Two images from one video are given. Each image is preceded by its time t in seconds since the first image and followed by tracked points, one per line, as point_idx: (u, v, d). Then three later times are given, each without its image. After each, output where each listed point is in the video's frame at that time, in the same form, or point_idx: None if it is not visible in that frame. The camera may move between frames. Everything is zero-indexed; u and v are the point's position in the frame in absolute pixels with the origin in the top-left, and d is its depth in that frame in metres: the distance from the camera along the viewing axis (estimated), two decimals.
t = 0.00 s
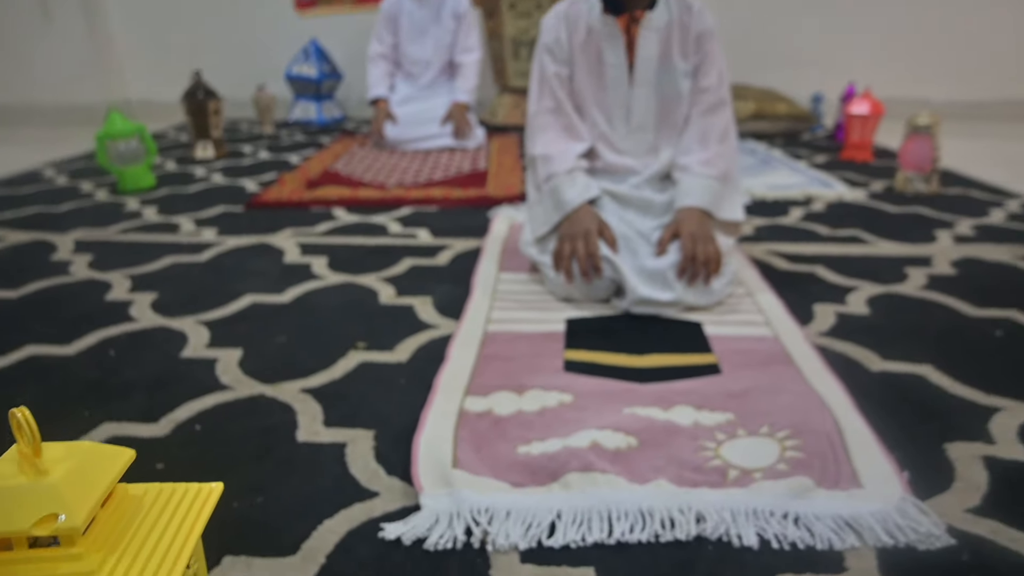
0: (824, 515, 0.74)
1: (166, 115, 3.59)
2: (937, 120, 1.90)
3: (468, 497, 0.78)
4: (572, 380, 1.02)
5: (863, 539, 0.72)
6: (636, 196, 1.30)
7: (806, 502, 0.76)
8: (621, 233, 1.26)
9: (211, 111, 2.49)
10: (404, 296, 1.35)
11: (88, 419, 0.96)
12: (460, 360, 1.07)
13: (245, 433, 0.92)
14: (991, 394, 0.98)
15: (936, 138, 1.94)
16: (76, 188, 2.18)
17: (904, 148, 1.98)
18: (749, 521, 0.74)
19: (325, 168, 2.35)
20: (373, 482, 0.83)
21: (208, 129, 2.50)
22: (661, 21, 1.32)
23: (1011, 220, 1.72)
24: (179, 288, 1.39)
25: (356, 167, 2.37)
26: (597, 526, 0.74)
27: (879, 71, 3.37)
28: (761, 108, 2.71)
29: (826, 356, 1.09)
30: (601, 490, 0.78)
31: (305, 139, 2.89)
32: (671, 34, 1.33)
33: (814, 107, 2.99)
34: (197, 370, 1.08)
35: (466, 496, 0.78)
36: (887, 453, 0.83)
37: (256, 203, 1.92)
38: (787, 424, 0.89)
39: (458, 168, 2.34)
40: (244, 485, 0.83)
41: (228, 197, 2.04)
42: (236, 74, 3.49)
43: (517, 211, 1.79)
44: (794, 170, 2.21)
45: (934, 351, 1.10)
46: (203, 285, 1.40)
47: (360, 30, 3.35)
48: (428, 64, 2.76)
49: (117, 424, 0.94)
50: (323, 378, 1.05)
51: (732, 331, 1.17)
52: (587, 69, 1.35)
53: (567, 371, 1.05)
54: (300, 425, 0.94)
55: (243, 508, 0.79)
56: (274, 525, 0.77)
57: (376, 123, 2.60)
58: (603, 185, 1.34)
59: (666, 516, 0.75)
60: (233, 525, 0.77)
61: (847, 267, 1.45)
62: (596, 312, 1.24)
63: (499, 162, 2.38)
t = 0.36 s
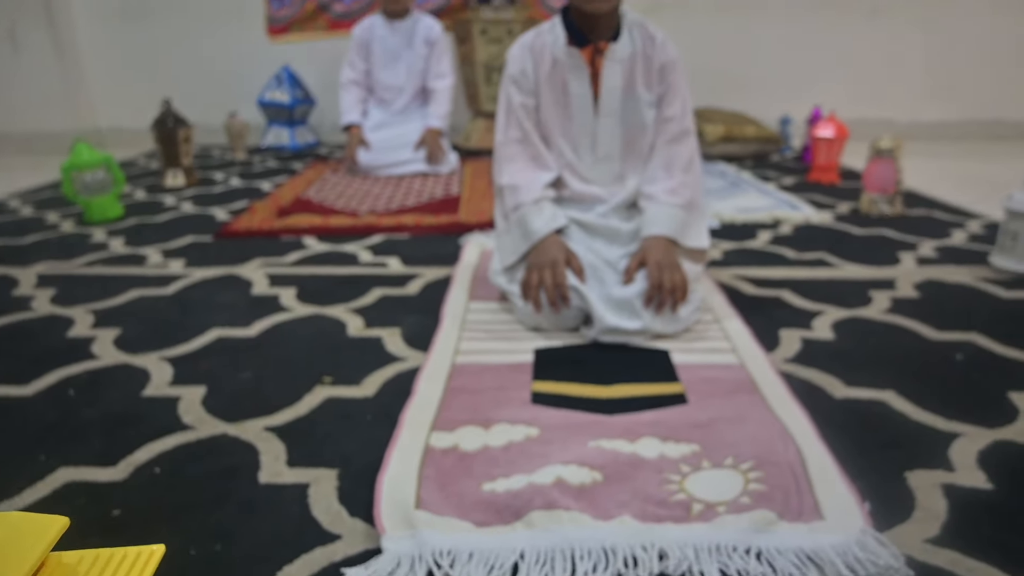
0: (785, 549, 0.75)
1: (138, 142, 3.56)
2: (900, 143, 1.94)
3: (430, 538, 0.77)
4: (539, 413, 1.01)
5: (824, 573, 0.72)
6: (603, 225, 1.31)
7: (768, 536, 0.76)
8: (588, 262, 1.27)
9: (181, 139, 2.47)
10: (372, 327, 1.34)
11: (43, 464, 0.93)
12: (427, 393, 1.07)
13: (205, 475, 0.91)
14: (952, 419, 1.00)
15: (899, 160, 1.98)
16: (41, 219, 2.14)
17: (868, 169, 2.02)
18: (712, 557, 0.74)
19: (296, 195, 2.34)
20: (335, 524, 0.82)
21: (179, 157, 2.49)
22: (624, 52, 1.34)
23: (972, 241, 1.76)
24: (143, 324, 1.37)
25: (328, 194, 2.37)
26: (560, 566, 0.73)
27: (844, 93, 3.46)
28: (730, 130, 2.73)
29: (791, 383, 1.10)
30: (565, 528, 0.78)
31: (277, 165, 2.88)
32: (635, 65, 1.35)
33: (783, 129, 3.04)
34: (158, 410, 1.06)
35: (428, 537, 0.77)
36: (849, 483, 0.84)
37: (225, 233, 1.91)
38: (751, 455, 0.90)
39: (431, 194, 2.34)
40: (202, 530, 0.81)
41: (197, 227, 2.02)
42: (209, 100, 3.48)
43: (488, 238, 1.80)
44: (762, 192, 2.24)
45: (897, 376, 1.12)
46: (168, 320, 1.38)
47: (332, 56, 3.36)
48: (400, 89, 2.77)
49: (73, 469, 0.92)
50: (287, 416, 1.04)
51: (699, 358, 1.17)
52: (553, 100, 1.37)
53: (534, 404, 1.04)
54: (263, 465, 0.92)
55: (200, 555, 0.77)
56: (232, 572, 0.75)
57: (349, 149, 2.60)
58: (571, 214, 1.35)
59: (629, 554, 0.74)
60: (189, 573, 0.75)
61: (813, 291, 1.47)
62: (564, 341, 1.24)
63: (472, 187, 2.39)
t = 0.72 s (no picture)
0: (762, 563, 0.75)
1: (129, 142, 3.55)
2: (888, 152, 1.94)
3: (408, 550, 0.76)
4: (522, 422, 1.01)
5: None
6: (590, 233, 1.31)
7: (746, 550, 0.76)
8: (574, 270, 1.27)
9: (170, 141, 2.46)
10: (358, 334, 1.33)
11: (20, 472, 0.93)
12: (410, 402, 1.06)
13: (184, 484, 0.90)
14: (933, 431, 1.01)
15: (886, 170, 1.98)
16: (27, 221, 2.13)
17: (856, 178, 2.02)
18: (689, 570, 0.74)
19: (286, 198, 2.33)
20: (313, 535, 0.81)
21: (168, 159, 2.48)
22: (613, 61, 1.34)
23: (958, 252, 1.77)
24: (126, 329, 1.36)
25: (318, 197, 2.36)
26: None
27: (834, 102, 3.48)
28: (721, 137, 2.73)
29: (774, 394, 1.10)
30: (543, 540, 0.78)
31: (268, 167, 2.87)
32: (624, 74, 1.35)
33: (774, 136, 3.05)
34: (139, 417, 1.05)
35: (406, 549, 0.77)
36: (828, 496, 0.84)
37: (213, 237, 1.90)
38: (732, 467, 0.90)
39: (420, 198, 2.34)
40: (178, 541, 0.80)
41: (185, 230, 2.01)
42: (200, 101, 3.47)
43: (477, 243, 1.80)
44: (752, 200, 2.24)
45: (880, 387, 1.12)
46: (152, 325, 1.38)
47: (325, 59, 3.36)
48: (392, 93, 2.77)
49: (50, 478, 0.91)
50: (269, 424, 1.03)
51: (683, 368, 1.18)
52: (541, 107, 1.37)
53: (517, 413, 1.04)
54: (242, 474, 0.92)
55: (175, 567, 0.77)
56: None
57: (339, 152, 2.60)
58: (557, 222, 1.35)
59: (607, 567, 0.74)
60: None
61: (799, 300, 1.47)
62: (550, 350, 1.24)
63: (462, 192, 2.39)
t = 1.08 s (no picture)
0: None
1: (124, 142, 3.54)
2: (882, 161, 1.94)
3: (393, 561, 0.76)
4: (511, 431, 1.01)
5: None
6: (582, 240, 1.31)
7: (732, 564, 0.76)
8: (566, 278, 1.26)
9: (165, 143, 2.44)
10: (349, 340, 1.33)
11: (5, 479, 0.92)
12: (399, 409, 1.06)
13: (170, 492, 0.90)
14: (922, 444, 1.00)
15: (880, 179, 1.98)
16: (20, 222, 2.12)
17: (851, 187, 2.02)
18: None
19: (280, 201, 2.33)
20: (298, 545, 0.81)
21: (162, 160, 2.47)
22: (608, 67, 1.34)
23: (951, 261, 1.77)
24: (116, 332, 1.36)
25: (312, 200, 2.35)
26: None
27: (830, 109, 3.49)
28: (717, 143, 2.73)
29: (764, 405, 1.10)
30: (529, 552, 0.77)
31: (263, 169, 2.87)
32: (618, 80, 1.35)
33: (769, 143, 3.05)
34: (127, 423, 1.05)
35: (391, 560, 0.76)
36: (816, 509, 0.84)
37: (207, 240, 1.90)
38: (721, 478, 0.90)
39: (415, 202, 2.33)
40: (162, 550, 0.80)
41: (178, 233, 2.01)
42: (197, 102, 3.46)
43: (470, 248, 1.80)
44: (746, 207, 2.24)
45: (870, 399, 1.12)
46: (142, 330, 1.37)
47: (322, 61, 3.35)
48: (387, 96, 2.77)
49: (35, 485, 0.91)
50: (257, 431, 1.03)
51: (674, 377, 1.17)
52: (535, 113, 1.36)
53: (507, 421, 1.04)
54: (229, 482, 0.91)
55: None
56: None
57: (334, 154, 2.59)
58: (549, 229, 1.34)
59: None
60: None
61: (791, 309, 1.47)
62: (540, 357, 1.24)
63: (457, 196, 2.39)
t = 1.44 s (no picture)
0: None
1: (116, 150, 3.53)
2: (871, 165, 1.95)
3: None
4: (504, 446, 1.01)
5: None
6: (573, 251, 1.31)
7: None
8: (558, 289, 1.26)
9: (157, 153, 2.43)
10: (341, 352, 1.33)
11: None
12: (392, 424, 1.06)
13: (162, 513, 0.89)
14: (914, 454, 1.01)
15: (870, 183, 1.98)
16: (11, 232, 2.11)
17: (840, 191, 2.03)
18: None
19: (272, 209, 2.32)
20: (290, 566, 0.81)
21: (155, 168, 2.47)
22: (597, 77, 1.35)
23: (942, 265, 1.78)
24: (107, 347, 1.35)
25: (305, 207, 2.34)
26: None
27: (821, 110, 3.50)
28: (707, 147, 2.73)
29: (756, 415, 1.10)
30: (522, 570, 0.77)
31: (256, 177, 2.86)
32: (608, 90, 1.35)
33: (761, 146, 3.06)
34: (118, 441, 1.05)
35: None
36: (808, 523, 0.84)
37: (199, 250, 1.90)
38: (713, 492, 0.90)
39: (407, 209, 2.33)
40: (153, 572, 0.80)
41: (170, 243, 2.00)
42: (188, 109, 3.45)
43: (463, 256, 1.80)
44: (738, 211, 2.25)
45: (861, 408, 1.12)
46: (133, 344, 1.36)
47: (314, 67, 3.35)
48: (379, 103, 2.78)
49: (26, 507, 0.90)
50: (248, 448, 1.03)
51: (666, 387, 1.17)
52: (526, 123, 1.37)
53: (499, 435, 1.04)
54: (221, 501, 0.91)
55: None
56: None
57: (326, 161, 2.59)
58: (541, 239, 1.34)
59: None
60: None
61: (783, 316, 1.48)
62: (533, 369, 1.24)
63: (449, 202, 2.39)
